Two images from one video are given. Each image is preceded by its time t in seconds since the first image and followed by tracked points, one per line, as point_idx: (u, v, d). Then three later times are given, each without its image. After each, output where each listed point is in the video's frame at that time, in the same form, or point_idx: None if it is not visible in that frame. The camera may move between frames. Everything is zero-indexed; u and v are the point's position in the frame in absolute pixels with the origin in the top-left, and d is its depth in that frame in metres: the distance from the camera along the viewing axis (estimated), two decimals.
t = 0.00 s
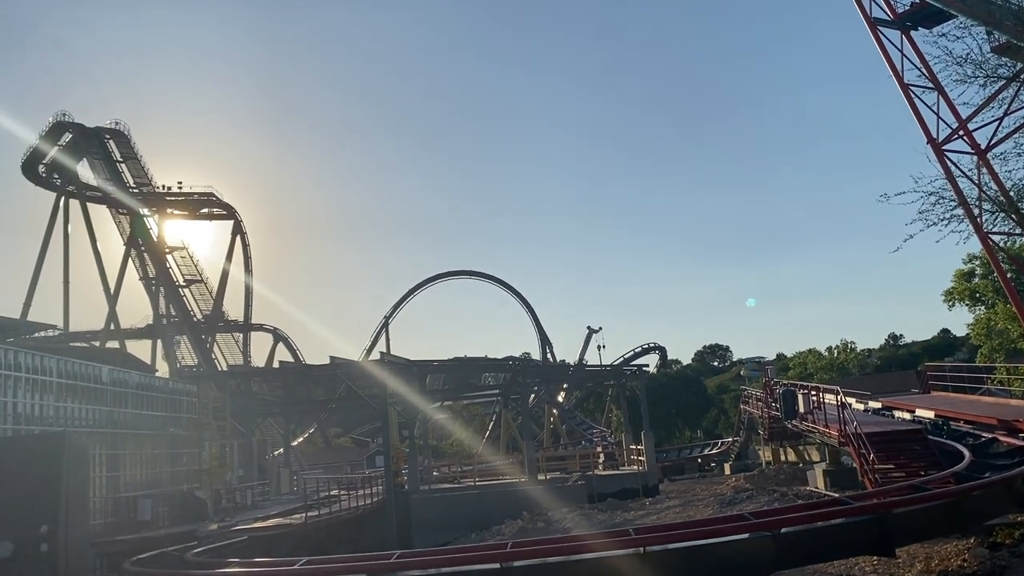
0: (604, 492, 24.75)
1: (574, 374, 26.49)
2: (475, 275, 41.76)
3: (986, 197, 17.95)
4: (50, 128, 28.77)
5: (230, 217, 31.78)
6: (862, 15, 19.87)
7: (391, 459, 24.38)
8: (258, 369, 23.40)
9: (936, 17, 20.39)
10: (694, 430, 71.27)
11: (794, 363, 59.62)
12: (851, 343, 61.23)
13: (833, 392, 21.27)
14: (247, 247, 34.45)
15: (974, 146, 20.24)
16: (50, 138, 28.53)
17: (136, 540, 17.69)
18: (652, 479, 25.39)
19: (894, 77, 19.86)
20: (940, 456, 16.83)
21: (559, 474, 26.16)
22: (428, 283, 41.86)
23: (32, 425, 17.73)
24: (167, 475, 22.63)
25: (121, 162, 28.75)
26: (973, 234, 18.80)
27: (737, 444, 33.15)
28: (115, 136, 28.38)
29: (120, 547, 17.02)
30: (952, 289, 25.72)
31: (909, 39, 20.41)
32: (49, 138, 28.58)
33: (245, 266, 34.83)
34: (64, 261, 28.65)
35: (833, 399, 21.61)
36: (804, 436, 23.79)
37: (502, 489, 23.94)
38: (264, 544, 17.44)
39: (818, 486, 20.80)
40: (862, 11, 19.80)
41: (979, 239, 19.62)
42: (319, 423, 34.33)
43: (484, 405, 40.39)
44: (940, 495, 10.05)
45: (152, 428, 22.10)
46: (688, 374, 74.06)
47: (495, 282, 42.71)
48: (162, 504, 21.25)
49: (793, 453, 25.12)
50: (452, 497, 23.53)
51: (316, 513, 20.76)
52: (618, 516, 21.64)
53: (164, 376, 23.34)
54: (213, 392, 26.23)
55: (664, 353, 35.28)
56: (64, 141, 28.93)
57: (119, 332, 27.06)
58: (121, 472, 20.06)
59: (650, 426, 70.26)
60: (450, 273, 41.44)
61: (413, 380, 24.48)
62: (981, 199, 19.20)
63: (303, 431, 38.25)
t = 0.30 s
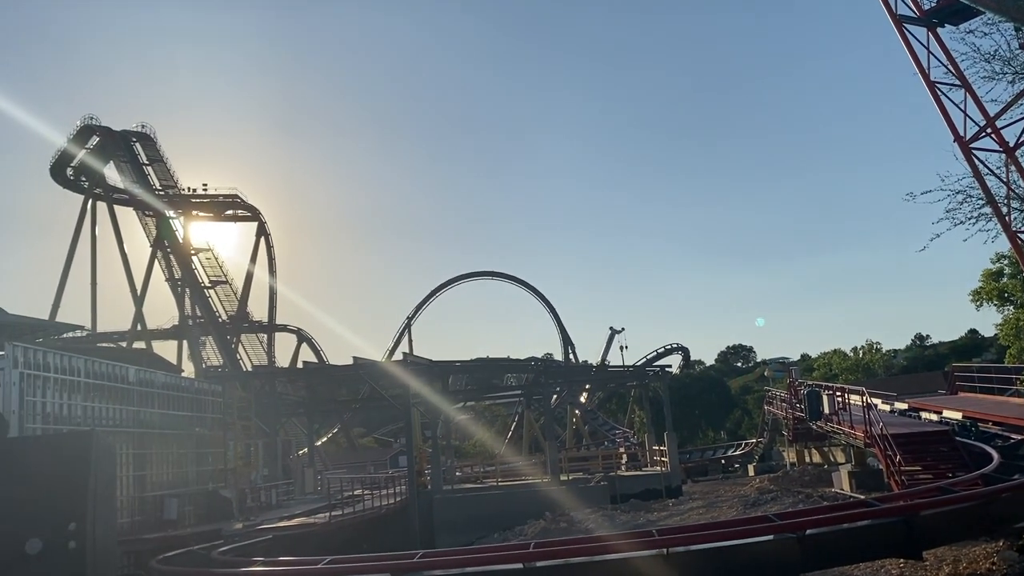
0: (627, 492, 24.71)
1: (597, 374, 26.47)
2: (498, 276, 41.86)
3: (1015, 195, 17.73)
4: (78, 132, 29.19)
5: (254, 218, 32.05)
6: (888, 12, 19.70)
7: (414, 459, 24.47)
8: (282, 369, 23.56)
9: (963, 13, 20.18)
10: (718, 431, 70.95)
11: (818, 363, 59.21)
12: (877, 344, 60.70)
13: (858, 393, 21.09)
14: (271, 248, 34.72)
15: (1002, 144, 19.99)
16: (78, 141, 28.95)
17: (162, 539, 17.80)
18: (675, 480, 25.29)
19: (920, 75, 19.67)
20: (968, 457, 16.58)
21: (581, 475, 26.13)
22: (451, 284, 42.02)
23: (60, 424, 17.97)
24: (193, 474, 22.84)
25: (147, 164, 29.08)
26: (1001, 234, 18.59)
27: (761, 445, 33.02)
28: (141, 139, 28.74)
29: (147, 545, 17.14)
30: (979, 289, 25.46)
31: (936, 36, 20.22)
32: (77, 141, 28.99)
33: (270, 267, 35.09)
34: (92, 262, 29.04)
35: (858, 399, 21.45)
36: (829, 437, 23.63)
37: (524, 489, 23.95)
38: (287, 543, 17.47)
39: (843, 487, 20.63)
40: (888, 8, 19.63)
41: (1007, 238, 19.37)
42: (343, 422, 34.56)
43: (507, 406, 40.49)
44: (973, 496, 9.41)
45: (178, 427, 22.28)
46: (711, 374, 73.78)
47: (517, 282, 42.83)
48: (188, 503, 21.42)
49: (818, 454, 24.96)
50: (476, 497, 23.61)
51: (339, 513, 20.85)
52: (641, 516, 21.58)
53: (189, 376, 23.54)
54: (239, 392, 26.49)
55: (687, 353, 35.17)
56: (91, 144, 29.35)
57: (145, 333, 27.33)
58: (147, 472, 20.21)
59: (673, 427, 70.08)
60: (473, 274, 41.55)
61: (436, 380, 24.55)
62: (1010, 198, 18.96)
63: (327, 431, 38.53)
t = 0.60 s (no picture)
0: (646, 492, 24.64)
1: (616, 374, 26.44)
2: (517, 275, 41.89)
3: None
4: (101, 132, 29.51)
5: (274, 218, 32.25)
6: (910, 7, 19.53)
7: (433, 457, 24.55)
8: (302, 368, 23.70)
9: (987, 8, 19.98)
10: (737, 430, 70.59)
11: (839, 362, 58.80)
12: (898, 342, 60.19)
13: (879, 392, 20.91)
14: (291, 248, 34.94)
15: None
16: (101, 142, 29.27)
17: (184, 536, 17.92)
18: (695, 480, 25.20)
19: (943, 71, 19.49)
20: (992, 457, 16.37)
21: (600, 474, 26.10)
22: (469, 284, 42.08)
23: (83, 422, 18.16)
24: (214, 472, 23.02)
25: (169, 164, 29.34)
26: None
27: (782, 445, 32.84)
28: (163, 139, 28.99)
29: (168, 542, 17.22)
30: (1003, 288, 25.17)
31: (959, 32, 20.02)
32: (99, 142, 29.31)
33: (290, 267, 35.30)
34: (114, 262, 29.34)
35: (880, 399, 21.27)
36: (851, 437, 23.43)
37: (543, 488, 23.97)
38: (307, 541, 17.53)
39: (865, 488, 20.45)
40: (910, 3, 19.45)
41: None
42: (362, 421, 34.73)
43: (526, 405, 40.51)
44: (997, 496, 9.22)
45: (198, 425, 22.42)
46: (730, 374, 73.43)
47: (536, 282, 42.82)
48: (209, 501, 21.56)
49: (839, 454, 24.79)
50: (494, 495, 23.63)
51: (359, 511, 20.93)
52: (661, 516, 21.52)
53: (210, 375, 23.69)
54: (259, 391, 26.69)
55: (706, 352, 35.04)
56: (113, 144, 29.66)
57: (167, 332, 27.57)
58: (168, 469, 20.36)
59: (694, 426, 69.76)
60: (492, 273, 41.62)
61: (455, 378, 24.61)
62: None
63: (346, 430, 38.71)
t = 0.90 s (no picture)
0: (660, 490, 24.60)
1: (630, 371, 26.42)
2: (531, 273, 41.93)
3: None
4: (117, 130, 29.72)
5: (289, 216, 32.39)
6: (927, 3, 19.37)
7: (447, 454, 24.64)
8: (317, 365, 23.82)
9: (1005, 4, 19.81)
10: (752, 429, 70.39)
11: (854, 361, 58.56)
12: (914, 341, 59.88)
13: (895, 391, 20.76)
14: (305, 246, 35.09)
15: None
16: (117, 140, 29.48)
17: (199, 531, 18.01)
18: (709, 478, 25.13)
19: (960, 67, 19.33)
20: (1010, 457, 16.20)
21: (614, 472, 26.10)
22: (482, 282, 42.13)
23: (100, 419, 18.31)
24: (229, 468, 23.17)
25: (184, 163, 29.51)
26: None
27: (796, 443, 32.72)
28: (178, 137, 29.16)
29: (183, 538, 17.30)
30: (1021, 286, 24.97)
31: (976, 27, 19.86)
32: (116, 140, 29.53)
33: (304, 265, 35.46)
34: (130, 259, 29.56)
35: (896, 397, 21.13)
36: (866, 436, 23.31)
37: (556, 486, 24.00)
38: (321, 538, 17.58)
39: (880, 486, 20.34)
40: None
41: None
42: (376, 418, 34.89)
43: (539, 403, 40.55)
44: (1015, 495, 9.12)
45: (213, 422, 22.54)
46: (745, 372, 73.22)
47: (550, 280, 42.80)
48: (225, 497, 21.68)
49: (854, 453, 24.68)
50: (508, 493, 23.70)
51: (373, 507, 21.01)
52: (675, 514, 21.48)
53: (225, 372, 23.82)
54: (274, 388, 26.86)
55: (721, 350, 34.95)
56: (130, 143, 29.86)
57: (182, 329, 27.74)
58: (184, 465, 20.47)
59: (708, 424, 69.62)
60: (506, 271, 41.67)
61: (468, 375, 24.68)
62: None
63: (360, 427, 38.89)
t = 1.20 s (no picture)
0: (669, 486, 24.61)
1: (638, 367, 26.44)
2: (540, 269, 41.97)
3: None
4: (128, 126, 29.86)
5: (298, 211, 32.50)
6: None
7: (455, 449, 24.72)
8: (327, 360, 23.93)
9: None
10: (761, 425, 70.30)
11: (864, 357, 58.40)
12: (924, 337, 59.73)
13: (905, 387, 20.72)
14: (315, 242, 35.20)
15: None
16: (127, 136, 29.61)
17: (209, 525, 18.13)
18: (717, 474, 25.14)
19: (972, 62, 19.22)
20: (1020, 454, 16.13)
21: (622, 468, 26.14)
22: (491, 278, 42.20)
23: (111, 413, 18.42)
24: (239, 463, 23.30)
25: (195, 158, 29.64)
26: None
27: (806, 440, 32.66)
28: (188, 133, 29.28)
29: (193, 532, 17.41)
30: None
31: (989, 23, 19.72)
32: (126, 135, 29.66)
33: (314, 260, 35.57)
34: (141, 255, 29.70)
35: (905, 394, 21.08)
36: (876, 432, 23.24)
37: (565, 481, 24.06)
38: (330, 532, 17.66)
39: (890, 483, 20.29)
40: None
41: None
42: (385, 413, 35.03)
43: (548, 398, 40.60)
44: None
45: (224, 417, 22.68)
46: (754, 368, 73.12)
47: (558, 275, 42.81)
48: (234, 492, 21.80)
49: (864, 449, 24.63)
50: (517, 489, 23.78)
51: (382, 502, 21.12)
52: (683, 510, 21.50)
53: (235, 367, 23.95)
54: (284, 383, 26.99)
55: (730, 346, 34.91)
56: (140, 138, 29.99)
57: (193, 324, 27.88)
58: (194, 460, 20.59)
59: (717, 421, 69.58)
60: (515, 267, 41.71)
61: (477, 371, 24.75)
62: None
63: (369, 422, 39.05)
